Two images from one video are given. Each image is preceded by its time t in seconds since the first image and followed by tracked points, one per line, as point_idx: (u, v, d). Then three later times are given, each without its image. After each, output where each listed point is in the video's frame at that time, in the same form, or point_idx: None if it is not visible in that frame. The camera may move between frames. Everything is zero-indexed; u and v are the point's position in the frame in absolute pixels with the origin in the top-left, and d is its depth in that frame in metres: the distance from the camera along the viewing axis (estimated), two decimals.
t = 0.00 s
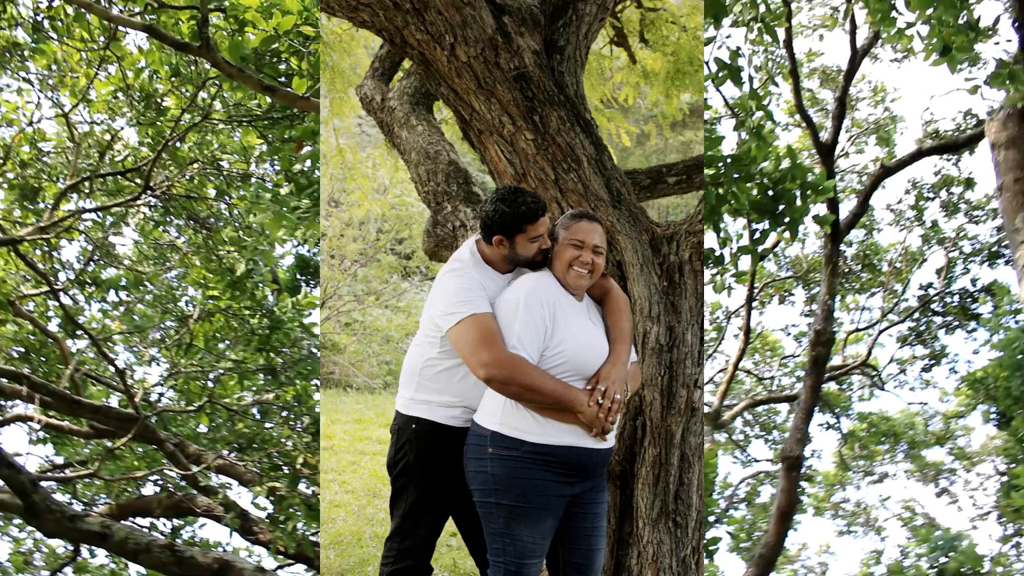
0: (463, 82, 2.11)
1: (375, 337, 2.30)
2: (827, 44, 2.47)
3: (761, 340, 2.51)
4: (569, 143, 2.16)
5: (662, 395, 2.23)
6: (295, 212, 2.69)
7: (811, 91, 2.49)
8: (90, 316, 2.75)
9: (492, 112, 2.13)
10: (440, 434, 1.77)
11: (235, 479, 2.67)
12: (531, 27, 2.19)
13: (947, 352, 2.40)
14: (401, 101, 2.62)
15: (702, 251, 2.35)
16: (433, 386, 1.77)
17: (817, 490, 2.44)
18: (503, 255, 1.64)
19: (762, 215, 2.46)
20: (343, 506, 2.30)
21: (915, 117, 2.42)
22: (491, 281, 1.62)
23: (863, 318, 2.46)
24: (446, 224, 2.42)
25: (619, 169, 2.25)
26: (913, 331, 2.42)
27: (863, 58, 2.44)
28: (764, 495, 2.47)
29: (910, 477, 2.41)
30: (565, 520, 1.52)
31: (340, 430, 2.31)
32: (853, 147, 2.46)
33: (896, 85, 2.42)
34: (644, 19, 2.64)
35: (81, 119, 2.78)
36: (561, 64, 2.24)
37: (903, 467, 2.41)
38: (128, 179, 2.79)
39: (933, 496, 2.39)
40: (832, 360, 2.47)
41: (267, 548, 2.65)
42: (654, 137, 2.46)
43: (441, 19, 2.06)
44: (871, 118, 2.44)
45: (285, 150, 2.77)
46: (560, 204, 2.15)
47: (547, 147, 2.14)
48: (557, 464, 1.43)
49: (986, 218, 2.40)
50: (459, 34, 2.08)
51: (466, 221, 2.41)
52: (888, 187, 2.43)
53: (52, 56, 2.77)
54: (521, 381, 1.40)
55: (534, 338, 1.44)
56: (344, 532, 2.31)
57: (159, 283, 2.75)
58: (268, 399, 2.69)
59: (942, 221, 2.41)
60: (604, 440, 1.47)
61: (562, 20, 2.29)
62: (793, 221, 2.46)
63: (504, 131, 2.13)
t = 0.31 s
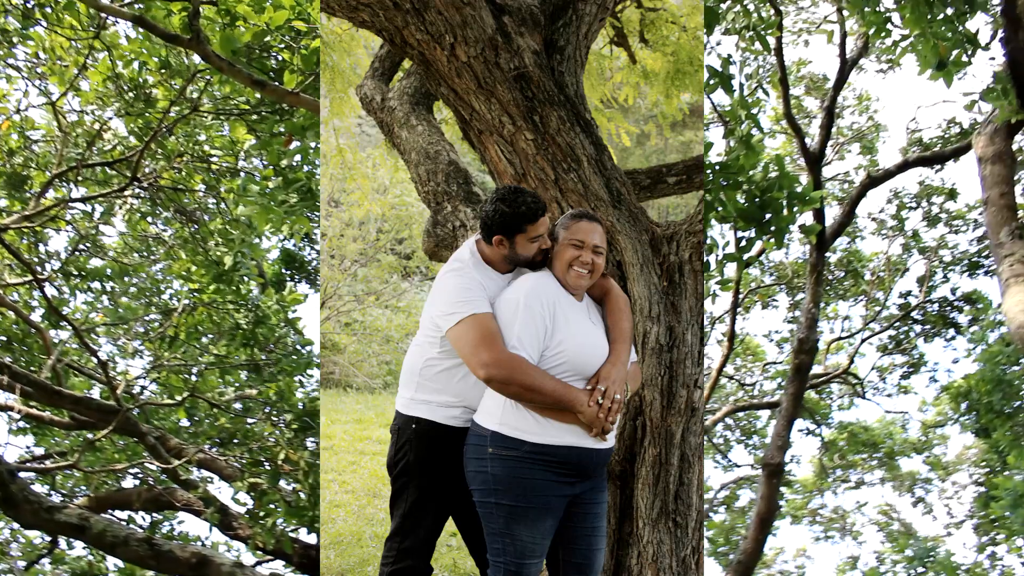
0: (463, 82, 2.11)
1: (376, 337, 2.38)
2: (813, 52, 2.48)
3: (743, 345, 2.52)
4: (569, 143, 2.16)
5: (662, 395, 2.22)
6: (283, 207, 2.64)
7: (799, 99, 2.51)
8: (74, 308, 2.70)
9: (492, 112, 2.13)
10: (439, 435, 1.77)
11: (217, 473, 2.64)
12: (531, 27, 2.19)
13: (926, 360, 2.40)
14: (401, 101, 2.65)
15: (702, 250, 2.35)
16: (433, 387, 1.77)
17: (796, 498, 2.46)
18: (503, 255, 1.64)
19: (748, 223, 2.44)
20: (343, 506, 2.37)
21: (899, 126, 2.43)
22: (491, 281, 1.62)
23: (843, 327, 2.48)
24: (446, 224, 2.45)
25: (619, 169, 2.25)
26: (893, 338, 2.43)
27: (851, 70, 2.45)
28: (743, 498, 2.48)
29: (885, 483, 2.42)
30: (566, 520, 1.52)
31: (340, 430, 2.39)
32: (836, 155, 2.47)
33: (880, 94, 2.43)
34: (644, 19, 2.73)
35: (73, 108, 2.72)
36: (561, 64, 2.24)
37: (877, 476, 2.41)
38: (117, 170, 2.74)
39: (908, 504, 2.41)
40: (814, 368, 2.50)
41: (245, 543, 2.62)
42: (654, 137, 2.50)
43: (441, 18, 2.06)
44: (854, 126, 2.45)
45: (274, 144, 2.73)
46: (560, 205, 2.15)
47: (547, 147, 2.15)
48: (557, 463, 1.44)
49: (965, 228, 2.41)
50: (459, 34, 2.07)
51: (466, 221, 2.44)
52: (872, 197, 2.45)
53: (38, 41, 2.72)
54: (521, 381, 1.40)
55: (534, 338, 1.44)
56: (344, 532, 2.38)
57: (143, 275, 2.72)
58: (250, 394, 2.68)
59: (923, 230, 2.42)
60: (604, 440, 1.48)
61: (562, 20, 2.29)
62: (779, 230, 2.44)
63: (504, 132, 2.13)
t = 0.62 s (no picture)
0: (463, 82, 2.11)
1: (376, 337, 2.59)
2: (801, 57, 2.49)
3: (727, 351, 2.56)
4: (569, 143, 2.16)
5: (662, 395, 2.24)
6: (270, 200, 2.69)
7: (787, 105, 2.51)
8: (58, 300, 2.59)
9: (492, 112, 2.13)
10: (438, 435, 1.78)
11: (199, 467, 2.61)
12: (531, 27, 2.19)
13: (906, 368, 2.41)
14: (402, 102, 2.82)
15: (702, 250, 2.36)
16: (433, 387, 1.78)
17: (773, 505, 2.49)
18: (503, 255, 1.64)
19: (736, 228, 2.52)
20: (344, 505, 2.57)
21: (885, 135, 2.42)
22: (491, 281, 1.63)
23: (824, 334, 2.49)
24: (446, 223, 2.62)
25: (619, 169, 2.25)
26: (874, 347, 2.43)
27: (839, 80, 2.46)
28: (723, 503, 2.51)
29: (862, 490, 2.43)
30: (566, 520, 1.52)
31: (340, 430, 2.57)
32: (820, 162, 2.48)
33: (865, 103, 2.43)
34: (644, 19, 2.80)
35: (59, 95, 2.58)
36: (561, 64, 2.24)
37: (851, 484, 2.44)
38: (104, 160, 2.63)
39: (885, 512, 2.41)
40: (797, 375, 2.51)
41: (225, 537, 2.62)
42: (654, 137, 2.62)
43: (441, 19, 2.06)
44: (839, 134, 2.46)
45: (262, 137, 2.68)
46: (560, 205, 2.15)
47: (547, 147, 2.15)
48: (558, 463, 1.44)
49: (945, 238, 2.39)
50: (459, 34, 2.08)
51: (464, 221, 2.61)
52: (854, 205, 2.45)
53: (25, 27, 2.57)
54: (521, 381, 1.40)
55: (534, 338, 1.44)
56: (344, 533, 2.57)
57: (130, 266, 2.63)
58: (233, 389, 2.66)
59: (905, 239, 2.41)
60: (604, 440, 1.48)
61: (562, 20, 2.29)
62: (766, 237, 2.49)
63: (504, 132, 2.14)
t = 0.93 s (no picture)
0: (463, 82, 2.12)
1: (375, 337, 2.47)
2: (791, 68, 2.50)
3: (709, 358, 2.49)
4: (569, 143, 2.17)
5: (662, 395, 2.24)
6: (258, 192, 2.69)
7: (779, 118, 2.52)
8: (40, 287, 2.55)
9: (492, 112, 2.13)
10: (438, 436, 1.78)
11: (178, 460, 2.59)
12: (531, 27, 2.20)
13: (886, 381, 2.44)
14: (401, 101, 2.74)
15: (702, 250, 2.37)
16: (433, 389, 1.78)
17: (749, 512, 2.48)
18: (503, 255, 1.65)
19: (723, 237, 2.44)
20: (344, 506, 2.46)
21: (872, 147, 2.45)
22: (491, 281, 1.63)
23: (807, 344, 2.52)
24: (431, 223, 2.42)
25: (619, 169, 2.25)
26: (854, 358, 2.47)
27: (827, 93, 2.48)
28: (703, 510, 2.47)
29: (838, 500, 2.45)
30: (565, 520, 1.53)
31: (340, 430, 2.48)
32: (807, 171, 2.50)
33: (852, 114, 2.45)
34: (644, 20, 2.74)
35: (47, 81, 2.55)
36: (561, 64, 2.25)
37: (826, 493, 2.46)
38: (90, 148, 2.61)
39: (862, 523, 2.43)
40: (777, 385, 2.51)
41: (204, 531, 2.58)
42: (654, 137, 2.51)
43: (441, 19, 2.07)
44: (824, 143, 2.48)
45: (250, 128, 2.68)
46: (561, 205, 2.16)
47: (547, 147, 2.15)
48: (557, 463, 1.44)
49: (927, 252, 2.42)
50: (459, 34, 2.08)
51: (465, 222, 2.50)
52: (836, 215, 2.47)
53: (13, 13, 2.53)
54: (521, 381, 1.41)
55: (534, 338, 1.44)
56: (344, 533, 2.48)
57: (114, 255, 2.61)
58: (215, 382, 2.63)
59: (884, 251, 2.44)
60: (604, 440, 1.48)
61: (562, 21, 2.29)
62: (753, 245, 2.46)
63: (504, 131, 2.14)
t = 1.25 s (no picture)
0: (463, 82, 2.13)
1: (376, 336, 2.64)
2: (783, 76, 2.50)
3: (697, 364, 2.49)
4: (569, 143, 2.18)
5: (662, 395, 2.25)
6: (249, 186, 2.66)
7: (772, 127, 2.51)
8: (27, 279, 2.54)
9: (492, 113, 2.14)
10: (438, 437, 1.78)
11: (163, 455, 2.56)
12: (531, 27, 2.21)
13: (872, 390, 2.45)
14: (401, 102, 2.88)
15: (703, 251, 2.37)
16: (432, 391, 1.79)
17: (732, 517, 2.45)
18: (503, 255, 1.65)
19: (713, 243, 2.41)
20: (344, 505, 2.57)
21: (862, 156, 2.46)
22: (491, 281, 1.63)
23: (792, 352, 2.52)
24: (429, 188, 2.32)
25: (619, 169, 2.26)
26: (840, 367, 2.48)
27: (819, 101, 2.48)
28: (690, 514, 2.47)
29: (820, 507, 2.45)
30: (565, 520, 1.53)
31: (340, 430, 2.58)
32: (797, 177, 2.50)
33: (842, 121, 2.46)
34: (643, 19, 2.74)
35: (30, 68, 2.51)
36: (561, 64, 2.26)
37: (807, 500, 2.46)
38: (79, 138, 2.57)
39: (846, 532, 2.43)
40: (764, 392, 2.51)
41: (188, 527, 2.54)
42: (654, 137, 2.53)
43: (441, 19, 2.07)
44: (813, 150, 2.48)
45: (241, 122, 2.64)
46: (561, 204, 2.16)
47: (547, 147, 2.16)
48: (557, 463, 1.45)
49: (914, 261, 2.44)
50: (459, 34, 2.09)
51: (464, 222, 2.68)
52: (822, 222, 2.48)
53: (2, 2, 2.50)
54: (521, 381, 1.41)
55: (534, 338, 1.45)
56: (344, 533, 2.58)
57: (102, 247, 2.58)
58: (202, 377, 2.60)
59: (871, 260, 2.45)
60: (604, 440, 1.49)
61: (562, 20, 2.30)
62: (741, 253, 2.44)
63: (504, 131, 2.15)
